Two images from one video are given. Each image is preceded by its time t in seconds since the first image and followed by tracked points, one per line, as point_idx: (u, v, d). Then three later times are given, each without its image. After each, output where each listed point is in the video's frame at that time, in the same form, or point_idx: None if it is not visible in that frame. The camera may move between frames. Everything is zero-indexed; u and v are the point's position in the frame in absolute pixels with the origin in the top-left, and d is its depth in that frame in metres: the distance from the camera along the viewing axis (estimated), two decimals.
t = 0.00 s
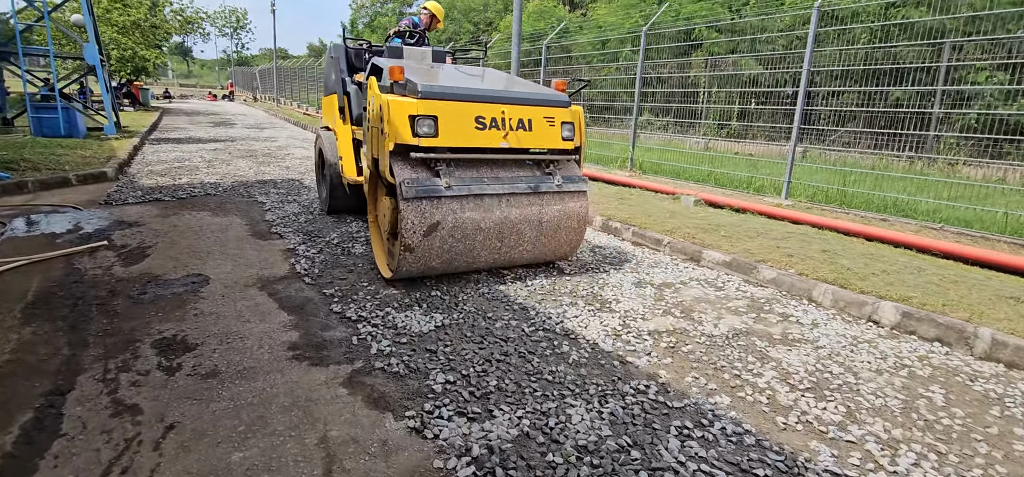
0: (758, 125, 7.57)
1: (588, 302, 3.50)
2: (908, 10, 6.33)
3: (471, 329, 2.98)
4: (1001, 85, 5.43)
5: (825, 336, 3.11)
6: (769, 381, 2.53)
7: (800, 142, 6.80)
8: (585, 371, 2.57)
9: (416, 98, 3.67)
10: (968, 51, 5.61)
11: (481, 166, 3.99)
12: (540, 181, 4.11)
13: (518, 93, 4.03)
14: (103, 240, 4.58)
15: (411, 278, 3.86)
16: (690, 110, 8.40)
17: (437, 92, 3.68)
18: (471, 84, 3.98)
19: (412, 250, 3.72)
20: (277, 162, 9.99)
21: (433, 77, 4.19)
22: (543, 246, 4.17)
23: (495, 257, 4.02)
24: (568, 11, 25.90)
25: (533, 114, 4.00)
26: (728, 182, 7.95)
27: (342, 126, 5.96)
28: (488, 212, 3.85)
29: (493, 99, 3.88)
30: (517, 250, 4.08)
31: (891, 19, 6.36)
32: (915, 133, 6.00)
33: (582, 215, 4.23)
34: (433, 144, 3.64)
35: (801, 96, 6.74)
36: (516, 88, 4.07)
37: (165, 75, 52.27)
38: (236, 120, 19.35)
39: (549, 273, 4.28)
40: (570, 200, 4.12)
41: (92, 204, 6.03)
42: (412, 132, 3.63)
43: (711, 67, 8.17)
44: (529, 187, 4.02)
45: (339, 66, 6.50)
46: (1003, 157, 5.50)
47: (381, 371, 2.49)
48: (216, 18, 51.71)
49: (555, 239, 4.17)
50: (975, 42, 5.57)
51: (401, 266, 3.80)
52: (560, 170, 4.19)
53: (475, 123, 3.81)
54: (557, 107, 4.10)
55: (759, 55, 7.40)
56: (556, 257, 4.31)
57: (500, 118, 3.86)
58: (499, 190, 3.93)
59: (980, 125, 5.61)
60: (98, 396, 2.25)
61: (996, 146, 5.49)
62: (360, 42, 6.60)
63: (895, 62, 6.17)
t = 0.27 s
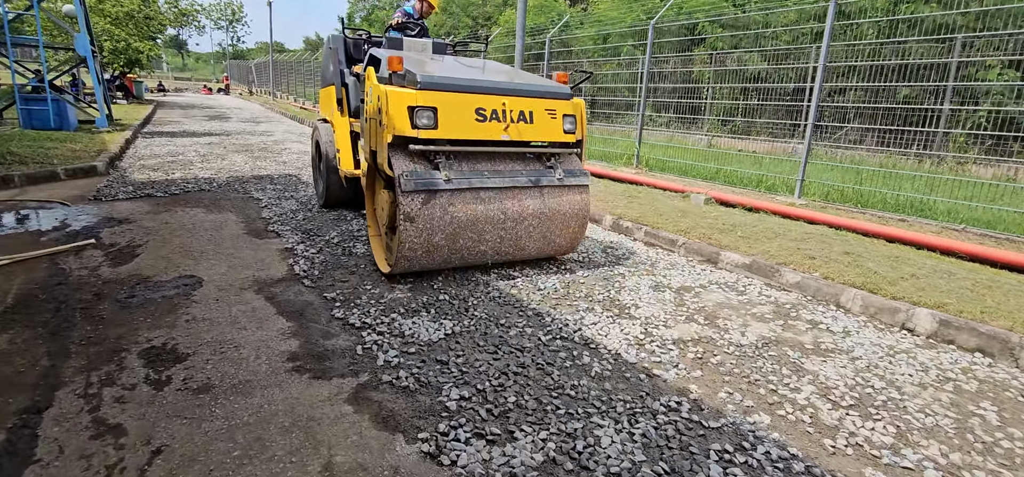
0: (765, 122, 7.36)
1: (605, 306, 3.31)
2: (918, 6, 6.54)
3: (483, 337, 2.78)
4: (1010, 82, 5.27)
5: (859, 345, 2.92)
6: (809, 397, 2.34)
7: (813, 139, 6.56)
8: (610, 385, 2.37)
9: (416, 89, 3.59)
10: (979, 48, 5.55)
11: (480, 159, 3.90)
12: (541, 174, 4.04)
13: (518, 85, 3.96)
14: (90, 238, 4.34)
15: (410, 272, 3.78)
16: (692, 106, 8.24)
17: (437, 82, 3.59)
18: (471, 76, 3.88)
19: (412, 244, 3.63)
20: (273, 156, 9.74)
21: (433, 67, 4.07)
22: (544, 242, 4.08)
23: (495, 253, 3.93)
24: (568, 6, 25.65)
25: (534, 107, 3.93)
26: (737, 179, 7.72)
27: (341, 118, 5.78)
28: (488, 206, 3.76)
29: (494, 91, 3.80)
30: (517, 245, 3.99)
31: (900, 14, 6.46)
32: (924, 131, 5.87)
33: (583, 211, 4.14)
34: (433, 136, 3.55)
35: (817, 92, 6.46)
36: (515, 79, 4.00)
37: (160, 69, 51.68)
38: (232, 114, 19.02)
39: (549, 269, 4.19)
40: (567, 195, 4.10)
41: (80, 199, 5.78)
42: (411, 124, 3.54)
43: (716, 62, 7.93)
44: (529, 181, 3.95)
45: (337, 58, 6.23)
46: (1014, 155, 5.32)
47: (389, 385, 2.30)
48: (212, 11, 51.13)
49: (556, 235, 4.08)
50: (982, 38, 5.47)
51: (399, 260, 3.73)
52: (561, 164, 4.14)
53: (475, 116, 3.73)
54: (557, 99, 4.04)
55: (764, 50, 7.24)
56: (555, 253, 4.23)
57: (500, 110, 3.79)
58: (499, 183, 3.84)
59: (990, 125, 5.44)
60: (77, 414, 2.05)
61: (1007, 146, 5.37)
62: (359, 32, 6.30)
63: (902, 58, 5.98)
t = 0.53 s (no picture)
0: (770, 122, 7.25)
1: (626, 316, 3.15)
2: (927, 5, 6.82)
3: (500, 352, 2.62)
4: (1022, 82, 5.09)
5: (899, 362, 2.76)
6: (855, 422, 2.17)
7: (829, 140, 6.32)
8: (639, 407, 2.21)
9: (417, 86, 3.49)
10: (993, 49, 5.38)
11: (482, 157, 3.81)
12: (544, 173, 3.94)
13: (522, 82, 3.85)
14: (84, 239, 4.16)
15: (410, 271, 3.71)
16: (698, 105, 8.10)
17: (439, 80, 3.50)
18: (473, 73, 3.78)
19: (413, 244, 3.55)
20: (273, 154, 9.55)
21: (432, 64, 3.94)
22: (546, 242, 3.99)
23: (496, 253, 3.85)
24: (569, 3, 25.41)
25: (537, 105, 3.83)
26: (747, 181, 7.49)
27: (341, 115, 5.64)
28: (489, 205, 3.68)
29: (496, 89, 3.69)
30: (520, 245, 3.91)
31: (911, 13, 6.24)
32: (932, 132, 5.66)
33: (586, 210, 4.06)
34: (435, 134, 3.46)
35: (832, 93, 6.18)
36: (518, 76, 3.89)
37: (159, 64, 51.34)
38: (231, 110, 18.81)
39: (551, 270, 4.10)
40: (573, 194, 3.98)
41: (75, 198, 5.60)
42: (411, 122, 3.44)
43: (722, 60, 7.76)
44: (530, 179, 3.86)
45: (338, 54, 6.04)
46: None
47: (402, 407, 2.13)
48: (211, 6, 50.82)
49: (558, 235, 3.99)
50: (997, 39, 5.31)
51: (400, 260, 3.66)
52: (564, 163, 4.02)
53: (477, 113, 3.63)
54: (561, 97, 3.92)
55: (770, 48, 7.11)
56: (558, 253, 4.15)
57: (503, 108, 3.68)
58: (501, 182, 3.76)
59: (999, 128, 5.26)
60: (64, 440, 1.88)
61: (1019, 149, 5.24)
62: (360, 28, 6.10)
63: (913, 58, 5.81)
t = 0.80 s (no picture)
0: (775, 122, 7.15)
1: (648, 327, 3.01)
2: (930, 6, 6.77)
3: (519, 366, 2.49)
4: None
5: (938, 379, 2.62)
6: (903, 448, 2.04)
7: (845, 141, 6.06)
8: (671, 429, 2.08)
9: (424, 84, 3.45)
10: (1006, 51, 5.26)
11: (487, 156, 3.76)
12: (548, 173, 3.88)
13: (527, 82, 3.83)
14: (81, 242, 4.02)
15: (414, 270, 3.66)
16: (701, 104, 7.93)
17: (446, 78, 3.46)
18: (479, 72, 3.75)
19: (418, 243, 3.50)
20: (275, 152, 9.39)
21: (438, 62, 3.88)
22: (549, 242, 3.94)
23: (498, 252, 3.79)
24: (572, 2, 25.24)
25: (543, 104, 3.80)
26: (760, 182, 7.30)
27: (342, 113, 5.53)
28: (494, 205, 3.62)
29: (503, 88, 3.66)
30: (524, 243, 3.85)
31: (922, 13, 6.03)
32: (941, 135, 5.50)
33: (589, 213, 4.00)
34: (442, 132, 3.42)
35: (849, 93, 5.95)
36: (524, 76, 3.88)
37: (159, 61, 51.12)
38: (230, 108, 18.65)
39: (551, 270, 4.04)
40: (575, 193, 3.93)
41: (72, 197, 5.45)
42: (419, 120, 3.39)
43: (728, 60, 7.65)
44: (535, 179, 3.80)
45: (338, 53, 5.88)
46: None
47: (420, 429, 2.00)
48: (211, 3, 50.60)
49: (560, 236, 3.94)
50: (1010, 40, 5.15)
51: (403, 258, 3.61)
52: (568, 163, 3.97)
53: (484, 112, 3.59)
54: (565, 98, 3.91)
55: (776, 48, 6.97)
56: (561, 252, 4.10)
57: (509, 107, 3.64)
58: (506, 181, 3.71)
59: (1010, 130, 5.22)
60: (59, 468, 1.74)
61: None
62: (360, 27, 5.97)
63: (923, 58, 5.65)
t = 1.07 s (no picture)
0: (781, 121, 7.06)
1: (679, 337, 2.86)
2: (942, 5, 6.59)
3: (548, 382, 2.34)
4: None
5: (990, 395, 2.49)
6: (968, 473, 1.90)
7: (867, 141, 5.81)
8: (718, 453, 1.94)
9: (429, 83, 3.34)
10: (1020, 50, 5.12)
11: (492, 154, 3.65)
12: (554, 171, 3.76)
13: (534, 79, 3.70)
14: (82, 245, 3.88)
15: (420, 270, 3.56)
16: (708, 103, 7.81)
17: (451, 76, 3.36)
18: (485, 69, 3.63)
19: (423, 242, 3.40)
20: (278, 152, 9.24)
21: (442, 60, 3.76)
22: (555, 242, 3.82)
23: (504, 253, 3.69)
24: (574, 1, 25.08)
25: (549, 101, 3.67)
26: (772, 183, 7.10)
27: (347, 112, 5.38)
28: (500, 205, 3.51)
29: (509, 85, 3.55)
30: (532, 243, 3.74)
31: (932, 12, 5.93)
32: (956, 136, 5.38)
33: (598, 210, 3.89)
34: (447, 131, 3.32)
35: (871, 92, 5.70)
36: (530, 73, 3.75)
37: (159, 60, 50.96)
38: (231, 107, 18.49)
39: (558, 270, 3.94)
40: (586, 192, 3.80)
41: (72, 198, 5.30)
42: (423, 120, 3.29)
43: (734, 60, 7.52)
44: (540, 177, 3.67)
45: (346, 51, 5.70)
46: None
47: (448, 453, 1.86)
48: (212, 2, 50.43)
49: (567, 235, 3.82)
50: None
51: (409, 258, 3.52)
52: (574, 161, 3.85)
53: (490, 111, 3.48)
54: (571, 95, 3.76)
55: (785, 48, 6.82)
56: (570, 250, 3.99)
57: (515, 106, 3.53)
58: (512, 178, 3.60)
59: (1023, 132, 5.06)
60: None
61: None
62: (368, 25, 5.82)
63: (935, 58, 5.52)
